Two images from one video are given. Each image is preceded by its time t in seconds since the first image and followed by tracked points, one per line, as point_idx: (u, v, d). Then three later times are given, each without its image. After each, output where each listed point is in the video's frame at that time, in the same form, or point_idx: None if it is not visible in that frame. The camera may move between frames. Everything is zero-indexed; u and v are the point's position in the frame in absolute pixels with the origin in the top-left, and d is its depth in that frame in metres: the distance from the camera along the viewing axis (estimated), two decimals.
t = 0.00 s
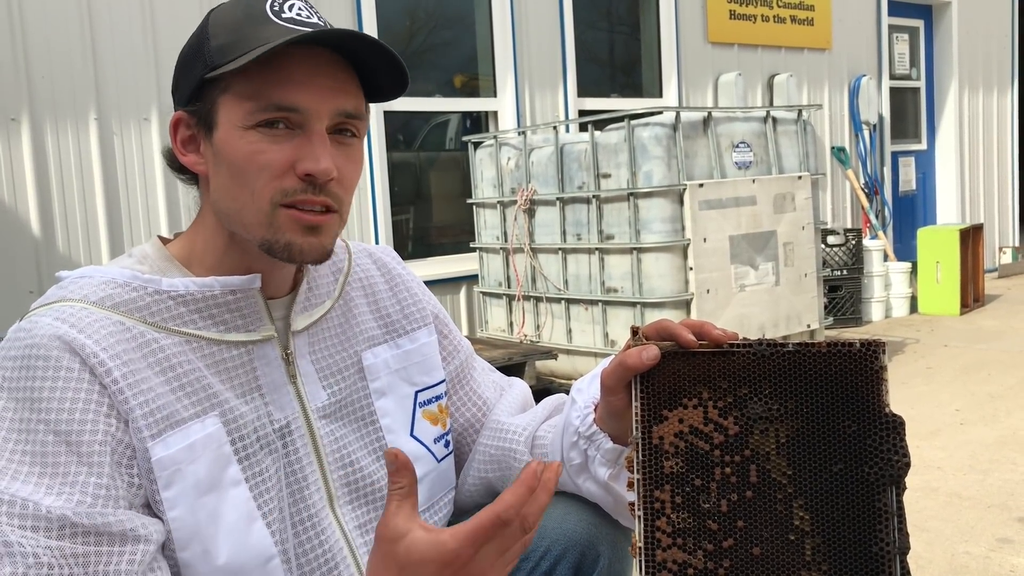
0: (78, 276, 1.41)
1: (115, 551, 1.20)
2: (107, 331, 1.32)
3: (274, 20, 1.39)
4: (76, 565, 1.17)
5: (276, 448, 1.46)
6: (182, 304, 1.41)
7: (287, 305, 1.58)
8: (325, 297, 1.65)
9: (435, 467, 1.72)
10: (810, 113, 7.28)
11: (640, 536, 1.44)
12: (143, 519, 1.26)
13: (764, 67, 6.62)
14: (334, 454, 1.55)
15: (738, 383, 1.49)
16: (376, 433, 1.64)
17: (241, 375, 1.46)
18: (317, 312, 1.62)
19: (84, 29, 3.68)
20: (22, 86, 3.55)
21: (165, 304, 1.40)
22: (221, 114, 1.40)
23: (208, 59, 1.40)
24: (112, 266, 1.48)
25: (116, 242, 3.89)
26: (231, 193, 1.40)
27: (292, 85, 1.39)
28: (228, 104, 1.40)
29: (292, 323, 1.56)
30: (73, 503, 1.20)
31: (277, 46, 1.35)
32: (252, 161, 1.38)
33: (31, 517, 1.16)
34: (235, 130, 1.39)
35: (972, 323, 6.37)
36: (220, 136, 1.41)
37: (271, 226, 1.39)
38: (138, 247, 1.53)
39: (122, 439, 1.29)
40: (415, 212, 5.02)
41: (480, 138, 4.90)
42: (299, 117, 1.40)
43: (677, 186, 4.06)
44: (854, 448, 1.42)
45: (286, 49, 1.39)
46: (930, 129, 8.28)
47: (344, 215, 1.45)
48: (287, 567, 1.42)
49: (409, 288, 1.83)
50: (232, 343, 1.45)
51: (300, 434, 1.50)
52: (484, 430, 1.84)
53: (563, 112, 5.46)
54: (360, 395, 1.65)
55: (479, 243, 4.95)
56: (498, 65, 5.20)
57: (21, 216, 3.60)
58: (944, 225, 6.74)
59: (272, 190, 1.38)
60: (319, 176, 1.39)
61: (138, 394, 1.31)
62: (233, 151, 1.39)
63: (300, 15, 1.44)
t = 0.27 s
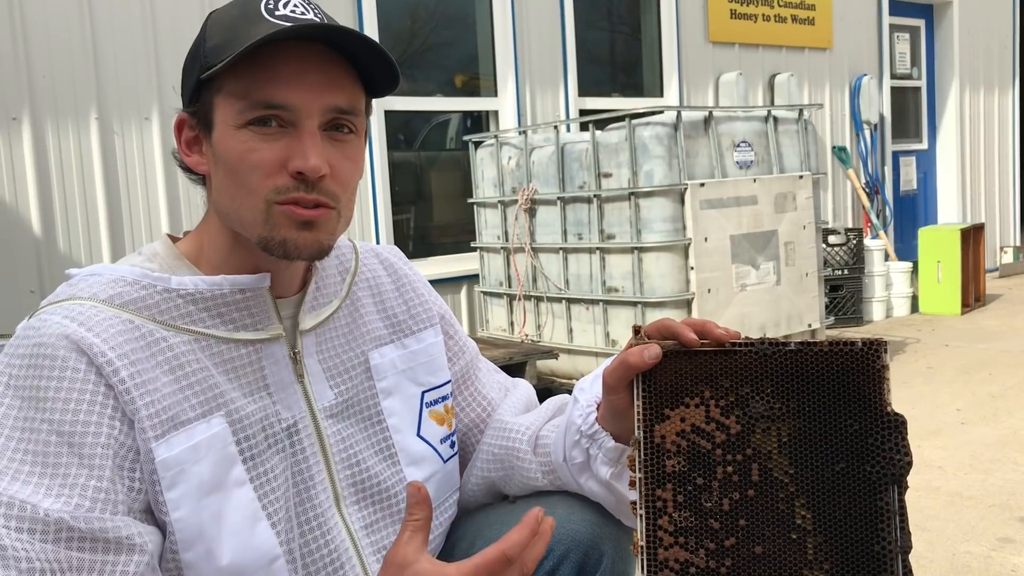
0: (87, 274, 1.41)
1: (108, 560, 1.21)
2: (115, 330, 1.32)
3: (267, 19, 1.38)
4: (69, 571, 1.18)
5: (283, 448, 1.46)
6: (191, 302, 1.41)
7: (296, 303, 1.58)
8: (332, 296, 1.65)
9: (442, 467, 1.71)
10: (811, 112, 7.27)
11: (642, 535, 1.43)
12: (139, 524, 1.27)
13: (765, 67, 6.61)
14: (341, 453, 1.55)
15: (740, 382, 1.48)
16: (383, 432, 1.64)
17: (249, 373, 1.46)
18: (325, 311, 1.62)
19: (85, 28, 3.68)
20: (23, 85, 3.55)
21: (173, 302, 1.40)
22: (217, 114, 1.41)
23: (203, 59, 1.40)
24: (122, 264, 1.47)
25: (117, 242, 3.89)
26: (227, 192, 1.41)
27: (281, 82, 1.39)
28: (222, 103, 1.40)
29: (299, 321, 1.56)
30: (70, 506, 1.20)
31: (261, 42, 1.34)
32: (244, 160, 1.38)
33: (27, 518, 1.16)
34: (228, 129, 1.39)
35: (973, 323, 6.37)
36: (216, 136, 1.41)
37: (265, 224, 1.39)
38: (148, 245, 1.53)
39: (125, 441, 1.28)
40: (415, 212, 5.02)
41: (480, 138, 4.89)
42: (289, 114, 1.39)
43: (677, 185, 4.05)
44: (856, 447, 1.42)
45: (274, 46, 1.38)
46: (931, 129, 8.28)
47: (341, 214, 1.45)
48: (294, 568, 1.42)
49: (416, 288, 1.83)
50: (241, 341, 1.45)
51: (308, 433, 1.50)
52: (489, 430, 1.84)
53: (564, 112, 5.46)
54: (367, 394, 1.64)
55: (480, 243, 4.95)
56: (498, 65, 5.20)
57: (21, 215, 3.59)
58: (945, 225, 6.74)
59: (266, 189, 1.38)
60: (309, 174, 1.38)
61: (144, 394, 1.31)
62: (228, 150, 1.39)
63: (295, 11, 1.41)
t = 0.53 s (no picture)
0: (88, 275, 1.41)
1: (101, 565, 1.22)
2: (114, 332, 1.32)
3: (266, 19, 1.38)
4: None
5: (284, 448, 1.46)
6: (191, 304, 1.41)
7: (296, 303, 1.59)
8: (332, 296, 1.65)
9: (442, 467, 1.71)
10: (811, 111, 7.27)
11: (642, 535, 1.44)
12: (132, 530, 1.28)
13: (765, 67, 6.61)
14: (341, 453, 1.55)
15: (740, 382, 1.48)
16: (383, 433, 1.64)
17: (249, 374, 1.46)
18: (325, 311, 1.62)
19: (86, 28, 3.69)
20: (23, 84, 3.55)
21: (174, 303, 1.40)
22: (216, 115, 1.41)
23: (202, 60, 1.40)
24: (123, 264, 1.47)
25: (117, 242, 3.89)
26: (227, 193, 1.41)
27: (280, 84, 1.39)
28: (221, 105, 1.40)
29: (300, 322, 1.57)
30: (64, 512, 1.20)
31: (259, 44, 1.34)
32: (244, 161, 1.38)
33: (20, 523, 1.17)
34: (228, 130, 1.39)
35: (974, 322, 6.36)
36: (215, 137, 1.41)
37: (265, 226, 1.39)
38: (149, 245, 1.53)
39: (122, 445, 1.29)
40: (416, 211, 5.02)
41: (480, 137, 4.89)
42: (288, 116, 1.39)
43: (677, 185, 4.05)
44: (856, 447, 1.42)
45: (273, 47, 1.38)
46: (931, 128, 8.28)
47: (340, 215, 1.45)
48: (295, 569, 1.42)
49: (416, 288, 1.83)
50: (242, 342, 1.45)
51: (308, 434, 1.50)
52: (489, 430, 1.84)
53: (564, 111, 5.46)
54: (367, 395, 1.64)
55: (480, 242, 4.95)
56: (499, 64, 5.20)
57: (21, 214, 3.60)
58: (945, 225, 6.74)
59: (265, 190, 1.38)
60: (308, 175, 1.38)
61: (143, 397, 1.31)
62: (227, 151, 1.39)
63: (295, 11, 1.41)
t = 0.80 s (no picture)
0: (85, 273, 1.41)
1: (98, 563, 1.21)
2: (112, 329, 1.32)
3: (264, 16, 1.37)
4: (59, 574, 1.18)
5: (283, 446, 1.46)
6: (189, 301, 1.41)
7: (295, 302, 1.58)
8: (331, 294, 1.65)
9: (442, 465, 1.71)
10: (812, 110, 7.26)
11: (642, 533, 1.43)
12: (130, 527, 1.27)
13: (766, 65, 6.60)
14: (340, 451, 1.55)
15: (740, 379, 1.48)
16: (382, 431, 1.65)
17: (247, 371, 1.46)
18: (324, 309, 1.62)
19: (87, 26, 3.68)
20: (23, 82, 3.54)
21: (171, 301, 1.40)
22: (215, 113, 1.41)
23: (201, 57, 1.39)
24: (121, 262, 1.47)
25: (117, 240, 3.88)
26: (226, 191, 1.41)
27: (280, 82, 1.38)
28: (221, 102, 1.40)
29: (298, 320, 1.56)
30: (62, 509, 1.20)
31: (259, 41, 1.34)
32: (244, 159, 1.38)
33: (18, 520, 1.16)
34: (227, 128, 1.39)
35: (974, 320, 6.36)
36: (214, 135, 1.41)
37: (264, 224, 1.39)
38: (146, 243, 1.53)
39: (120, 443, 1.29)
40: (416, 210, 5.02)
41: (481, 135, 4.89)
42: (289, 113, 1.39)
43: (678, 183, 4.05)
44: (857, 445, 1.42)
45: (272, 45, 1.38)
46: (932, 127, 8.27)
47: (340, 212, 1.45)
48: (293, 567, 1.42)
49: (415, 285, 1.83)
50: (239, 340, 1.45)
51: (306, 432, 1.50)
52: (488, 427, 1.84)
53: (565, 110, 5.46)
54: (366, 392, 1.64)
55: (481, 241, 4.94)
56: (499, 63, 5.19)
57: (22, 212, 3.59)
58: (945, 223, 6.74)
59: (265, 188, 1.38)
60: (310, 172, 1.38)
61: (141, 395, 1.31)
62: (227, 149, 1.39)
63: (293, 8, 1.41)
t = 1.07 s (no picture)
0: (88, 271, 1.40)
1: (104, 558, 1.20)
2: (114, 327, 1.32)
3: (269, 14, 1.37)
4: (66, 569, 1.18)
5: (284, 444, 1.46)
6: (191, 299, 1.41)
7: (296, 300, 1.58)
8: (332, 292, 1.65)
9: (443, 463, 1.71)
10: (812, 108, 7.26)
11: (643, 531, 1.43)
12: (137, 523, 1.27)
13: (766, 64, 6.60)
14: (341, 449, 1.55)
15: (742, 377, 1.48)
16: (383, 429, 1.64)
17: (249, 369, 1.45)
18: (326, 307, 1.61)
19: (87, 23, 3.68)
20: (24, 80, 3.54)
21: (174, 299, 1.40)
22: (220, 112, 1.40)
23: (205, 56, 1.39)
24: (122, 260, 1.47)
25: (118, 238, 3.88)
26: (231, 191, 1.40)
27: (286, 82, 1.38)
28: (227, 102, 1.39)
29: (300, 318, 1.56)
30: (68, 505, 1.20)
31: (267, 41, 1.34)
32: (250, 158, 1.37)
33: (23, 516, 1.16)
34: (233, 127, 1.38)
35: (975, 319, 6.36)
36: (220, 135, 1.40)
37: (270, 223, 1.39)
38: (148, 241, 1.52)
39: (125, 439, 1.28)
40: (417, 208, 5.01)
41: (481, 134, 4.89)
42: (295, 112, 1.39)
43: (679, 182, 4.05)
44: (858, 443, 1.42)
45: (279, 44, 1.38)
46: (933, 125, 8.27)
47: (346, 212, 1.45)
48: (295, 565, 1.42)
49: (416, 284, 1.83)
50: (241, 338, 1.45)
51: (308, 430, 1.50)
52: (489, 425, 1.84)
53: (565, 108, 5.46)
54: (367, 390, 1.64)
55: (481, 239, 4.94)
56: (500, 61, 5.19)
57: (22, 210, 3.59)
58: (945, 222, 6.74)
59: (271, 187, 1.38)
60: (317, 172, 1.38)
61: (144, 392, 1.30)
62: (232, 148, 1.38)
63: (297, 7, 1.41)
